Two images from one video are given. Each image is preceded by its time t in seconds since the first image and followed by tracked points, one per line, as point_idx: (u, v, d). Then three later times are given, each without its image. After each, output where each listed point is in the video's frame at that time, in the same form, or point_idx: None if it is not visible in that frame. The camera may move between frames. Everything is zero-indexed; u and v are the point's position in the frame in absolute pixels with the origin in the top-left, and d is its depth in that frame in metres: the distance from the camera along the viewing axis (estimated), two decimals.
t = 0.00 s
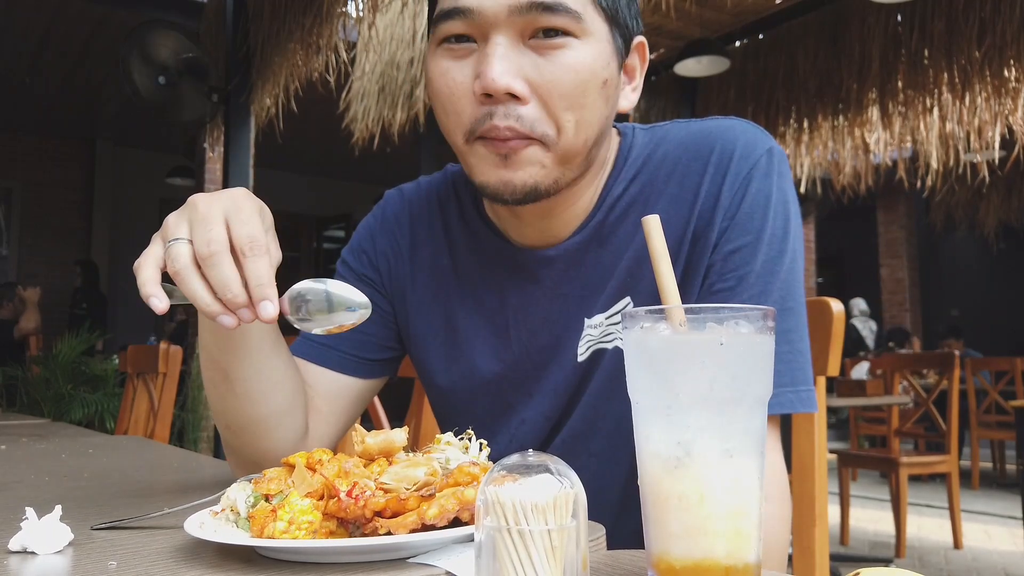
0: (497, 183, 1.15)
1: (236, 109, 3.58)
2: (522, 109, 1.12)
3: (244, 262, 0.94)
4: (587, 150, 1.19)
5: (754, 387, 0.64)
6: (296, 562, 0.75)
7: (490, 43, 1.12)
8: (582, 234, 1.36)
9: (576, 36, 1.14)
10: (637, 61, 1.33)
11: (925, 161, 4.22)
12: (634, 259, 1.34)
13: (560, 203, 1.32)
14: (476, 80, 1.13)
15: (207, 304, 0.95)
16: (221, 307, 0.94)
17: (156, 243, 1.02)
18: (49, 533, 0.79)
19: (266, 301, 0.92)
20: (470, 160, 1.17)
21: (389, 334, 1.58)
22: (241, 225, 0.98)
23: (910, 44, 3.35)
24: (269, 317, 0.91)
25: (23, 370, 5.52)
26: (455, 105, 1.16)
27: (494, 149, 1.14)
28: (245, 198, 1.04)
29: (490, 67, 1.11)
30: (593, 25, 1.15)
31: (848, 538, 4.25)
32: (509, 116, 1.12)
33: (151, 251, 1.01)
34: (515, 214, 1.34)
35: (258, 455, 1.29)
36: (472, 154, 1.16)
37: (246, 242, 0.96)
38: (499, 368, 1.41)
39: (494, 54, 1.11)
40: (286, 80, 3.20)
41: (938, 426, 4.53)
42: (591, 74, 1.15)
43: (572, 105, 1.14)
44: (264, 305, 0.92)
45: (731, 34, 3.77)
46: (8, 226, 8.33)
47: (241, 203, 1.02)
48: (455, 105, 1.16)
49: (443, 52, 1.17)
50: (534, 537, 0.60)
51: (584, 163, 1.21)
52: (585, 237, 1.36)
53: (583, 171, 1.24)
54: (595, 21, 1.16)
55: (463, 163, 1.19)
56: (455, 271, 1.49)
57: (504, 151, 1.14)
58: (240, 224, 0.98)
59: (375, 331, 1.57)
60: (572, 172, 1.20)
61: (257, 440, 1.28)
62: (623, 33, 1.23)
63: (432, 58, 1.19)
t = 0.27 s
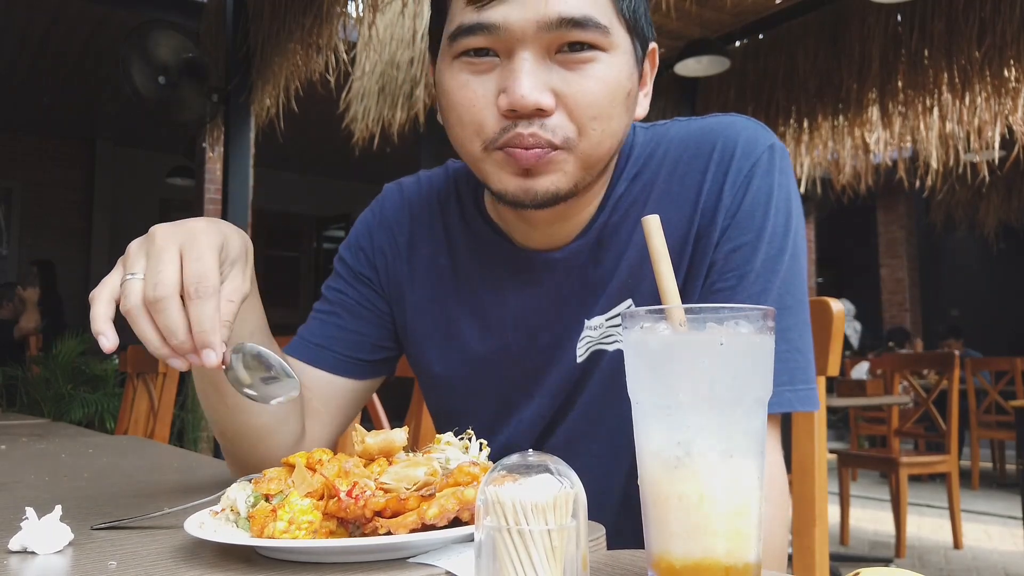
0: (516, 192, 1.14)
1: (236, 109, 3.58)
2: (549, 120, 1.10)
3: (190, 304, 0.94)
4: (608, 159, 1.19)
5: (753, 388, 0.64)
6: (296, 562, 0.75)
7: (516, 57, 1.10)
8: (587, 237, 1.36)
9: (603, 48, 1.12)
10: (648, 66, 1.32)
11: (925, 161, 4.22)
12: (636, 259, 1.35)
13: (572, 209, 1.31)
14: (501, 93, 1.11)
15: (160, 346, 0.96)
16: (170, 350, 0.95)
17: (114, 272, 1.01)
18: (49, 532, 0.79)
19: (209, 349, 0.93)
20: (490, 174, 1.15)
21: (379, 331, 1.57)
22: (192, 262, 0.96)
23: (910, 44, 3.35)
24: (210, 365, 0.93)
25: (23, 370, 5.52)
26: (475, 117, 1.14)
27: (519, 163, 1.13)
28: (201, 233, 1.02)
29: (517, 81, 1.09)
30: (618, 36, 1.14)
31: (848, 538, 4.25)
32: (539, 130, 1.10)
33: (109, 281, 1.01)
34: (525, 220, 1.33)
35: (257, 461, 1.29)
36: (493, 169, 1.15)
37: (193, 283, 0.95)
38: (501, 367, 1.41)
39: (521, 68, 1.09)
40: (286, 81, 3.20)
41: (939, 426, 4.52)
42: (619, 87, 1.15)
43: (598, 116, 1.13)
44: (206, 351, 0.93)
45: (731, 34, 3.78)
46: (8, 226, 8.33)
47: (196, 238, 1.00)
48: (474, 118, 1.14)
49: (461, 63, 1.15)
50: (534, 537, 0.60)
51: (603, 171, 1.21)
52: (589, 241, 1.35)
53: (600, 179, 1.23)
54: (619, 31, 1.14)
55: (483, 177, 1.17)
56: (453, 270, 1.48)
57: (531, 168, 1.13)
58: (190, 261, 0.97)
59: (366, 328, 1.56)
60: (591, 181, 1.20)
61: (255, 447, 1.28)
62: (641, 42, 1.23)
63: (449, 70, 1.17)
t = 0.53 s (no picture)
0: (519, 211, 1.15)
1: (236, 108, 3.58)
2: (552, 125, 1.10)
3: (295, 325, 0.97)
4: (612, 162, 1.19)
5: (755, 388, 0.64)
6: (296, 561, 0.75)
7: (520, 58, 1.09)
8: (591, 240, 1.35)
9: (609, 47, 1.12)
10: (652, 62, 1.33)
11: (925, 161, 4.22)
12: (639, 258, 1.34)
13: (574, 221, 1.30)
14: (503, 96, 1.11)
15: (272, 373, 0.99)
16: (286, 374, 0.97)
17: (190, 320, 1.02)
18: (49, 532, 0.79)
19: (327, 361, 0.96)
20: (490, 179, 1.15)
21: (366, 329, 1.57)
22: (279, 288, 0.99)
23: (910, 44, 3.34)
24: (334, 375, 0.96)
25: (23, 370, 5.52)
26: (477, 121, 1.13)
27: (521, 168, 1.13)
28: (265, 256, 1.04)
29: (521, 84, 1.08)
30: (625, 35, 1.14)
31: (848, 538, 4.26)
32: (544, 134, 1.10)
33: (196, 338, 1.02)
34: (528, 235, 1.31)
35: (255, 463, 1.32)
36: (493, 174, 1.15)
37: (291, 306, 0.98)
38: (502, 367, 1.41)
39: (525, 70, 1.09)
40: (286, 81, 3.20)
41: (938, 426, 4.52)
42: (624, 88, 1.14)
43: (602, 122, 1.13)
44: (325, 365, 0.96)
45: (731, 33, 3.78)
46: (8, 226, 8.33)
47: (264, 262, 1.02)
48: (477, 122, 1.13)
49: (462, 65, 1.15)
50: (534, 537, 0.60)
51: (606, 176, 1.21)
52: (593, 243, 1.35)
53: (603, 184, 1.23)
54: (626, 30, 1.14)
55: (484, 182, 1.17)
56: (452, 268, 1.47)
57: (534, 173, 1.13)
58: (277, 287, 0.99)
59: (352, 326, 1.56)
60: (594, 187, 1.20)
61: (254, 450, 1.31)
62: (646, 38, 1.22)
63: (449, 72, 1.16)
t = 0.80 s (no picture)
0: (530, 214, 1.14)
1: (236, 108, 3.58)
2: (559, 131, 1.10)
3: (229, 352, 0.94)
4: (621, 167, 1.19)
5: (755, 387, 0.64)
6: (296, 561, 0.75)
7: (524, 63, 1.09)
8: (593, 243, 1.35)
9: (615, 50, 1.12)
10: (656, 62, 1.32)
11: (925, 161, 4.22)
12: (641, 258, 1.34)
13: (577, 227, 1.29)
14: (507, 102, 1.10)
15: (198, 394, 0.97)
16: (214, 399, 0.95)
17: (129, 327, 1.00)
18: (49, 532, 0.79)
19: (258, 393, 0.94)
20: (496, 185, 1.15)
21: (359, 333, 1.58)
22: (219, 311, 0.96)
23: (910, 44, 3.35)
24: (264, 407, 0.94)
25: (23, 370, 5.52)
26: (480, 128, 1.13)
27: (530, 174, 1.13)
28: (213, 275, 1.01)
29: (526, 89, 1.07)
30: (632, 36, 1.14)
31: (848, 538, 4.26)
32: (553, 140, 1.09)
33: (124, 340, 1.00)
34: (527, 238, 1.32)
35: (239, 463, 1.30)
36: (498, 181, 1.15)
37: (227, 333, 0.94)
38: (503, 368, 1.42)
39: (529, 75, 1.08)
40: (285, 80, 3.20)
41: (938, 426, 4.52)
42: (632, 91, 1.15)
43: (611, 126, 1.13)
44: (255, 396, 0.94)
45: (731, 33, 3.78)
46: (8, 226, 8.33)
47: (211, 281, 0.99)
48: (482, 128, 1.13)
49: (464, 69, 1.14)
50: (534, 537, 0.60)
51: (615, 180, 1.21)
52: (596, 246, 1.35)
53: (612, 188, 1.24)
54: (632, 31, 1.14)
55: (489, 189, 1.17)
56: (450, 267, 1.47)
57: (544, 178, 1.13)
58: (217, 310, 0.96)
59: (346, 330, 1.57)
60: (604, 191, 1.20)
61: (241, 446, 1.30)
62: (652, 39, 1.23)
63: (449, 76, 1.16)
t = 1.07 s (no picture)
0: (533, 217, 1.14)
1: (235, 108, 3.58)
2: (566, 133, 1.10)
3: (125, 376, 0.97)
4: (627, 169, 1.19)
5: (757, 385, 0.64)
6: (295, 562, 0.74)
7: (532, 61, 1.08)
8: (601, 245, 1.34)
9: (624, 51, 1.12)
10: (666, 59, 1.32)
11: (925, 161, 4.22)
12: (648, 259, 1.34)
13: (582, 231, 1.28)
14: (514, 102, 1.09)
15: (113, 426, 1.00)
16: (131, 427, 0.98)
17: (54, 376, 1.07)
18: (48, 532, 0.79)
19: (162, 410, 0.95)
20: (501, 186, 1.14)
21: (343, 333, 1.58)
22: (111, 337, 0.99)
23: (910, 44, 3.35)
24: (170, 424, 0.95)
25: (23, 370, 5.51)
26: (485, 129, 1.12)
27: (534, 177, 1.12)
28: (107, 303, 1.04)
29: (534, 89, 1.07)
30: (642, 37, 1.14)
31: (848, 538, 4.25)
32: (558, 142, 1.09)
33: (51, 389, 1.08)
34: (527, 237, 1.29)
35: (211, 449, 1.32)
36: (502, 182, 1.14)
37: (119, 355, 0.97)
38: (505, 369, 1.42)
39: (538, 74, 1.08)
40: (285, 81, 3.20)
41: (938, 426, 4.52)
42: (640, 93, 1.15)
43: (618, 127, 1.13)
44: (161, 415, 0.95)
45: (731, 33, 3.78)
46: (8, 227, 8.33)
47: (106, 308, 1.03)
48: (487, 129, 1.12)
49: (470, 67, 1.14)
50: (534, 537, 0.60)
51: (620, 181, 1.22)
52: (605, 248, 1.35)
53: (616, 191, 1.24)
54: (642, 31, 1.14)
55: (493, 189, 1.16)
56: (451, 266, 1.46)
57: (549, 178, 1.13)
58: (111, 336, 0.99)
59: (332, 331, 1.56)
60: (608, 193, 1.20)
61: (209, 432, 1.36)
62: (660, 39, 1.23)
63: (455, 75, 1.16)
